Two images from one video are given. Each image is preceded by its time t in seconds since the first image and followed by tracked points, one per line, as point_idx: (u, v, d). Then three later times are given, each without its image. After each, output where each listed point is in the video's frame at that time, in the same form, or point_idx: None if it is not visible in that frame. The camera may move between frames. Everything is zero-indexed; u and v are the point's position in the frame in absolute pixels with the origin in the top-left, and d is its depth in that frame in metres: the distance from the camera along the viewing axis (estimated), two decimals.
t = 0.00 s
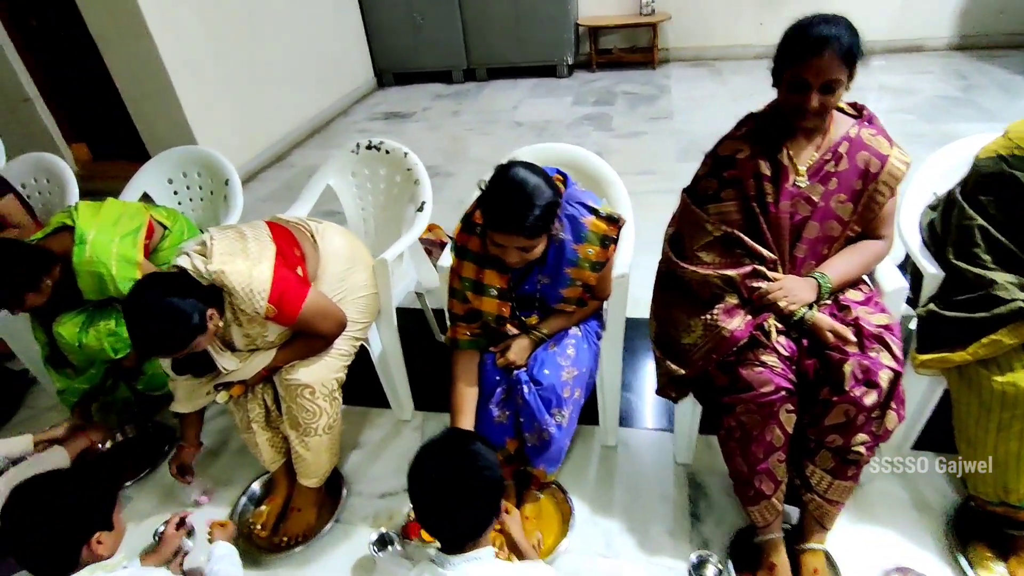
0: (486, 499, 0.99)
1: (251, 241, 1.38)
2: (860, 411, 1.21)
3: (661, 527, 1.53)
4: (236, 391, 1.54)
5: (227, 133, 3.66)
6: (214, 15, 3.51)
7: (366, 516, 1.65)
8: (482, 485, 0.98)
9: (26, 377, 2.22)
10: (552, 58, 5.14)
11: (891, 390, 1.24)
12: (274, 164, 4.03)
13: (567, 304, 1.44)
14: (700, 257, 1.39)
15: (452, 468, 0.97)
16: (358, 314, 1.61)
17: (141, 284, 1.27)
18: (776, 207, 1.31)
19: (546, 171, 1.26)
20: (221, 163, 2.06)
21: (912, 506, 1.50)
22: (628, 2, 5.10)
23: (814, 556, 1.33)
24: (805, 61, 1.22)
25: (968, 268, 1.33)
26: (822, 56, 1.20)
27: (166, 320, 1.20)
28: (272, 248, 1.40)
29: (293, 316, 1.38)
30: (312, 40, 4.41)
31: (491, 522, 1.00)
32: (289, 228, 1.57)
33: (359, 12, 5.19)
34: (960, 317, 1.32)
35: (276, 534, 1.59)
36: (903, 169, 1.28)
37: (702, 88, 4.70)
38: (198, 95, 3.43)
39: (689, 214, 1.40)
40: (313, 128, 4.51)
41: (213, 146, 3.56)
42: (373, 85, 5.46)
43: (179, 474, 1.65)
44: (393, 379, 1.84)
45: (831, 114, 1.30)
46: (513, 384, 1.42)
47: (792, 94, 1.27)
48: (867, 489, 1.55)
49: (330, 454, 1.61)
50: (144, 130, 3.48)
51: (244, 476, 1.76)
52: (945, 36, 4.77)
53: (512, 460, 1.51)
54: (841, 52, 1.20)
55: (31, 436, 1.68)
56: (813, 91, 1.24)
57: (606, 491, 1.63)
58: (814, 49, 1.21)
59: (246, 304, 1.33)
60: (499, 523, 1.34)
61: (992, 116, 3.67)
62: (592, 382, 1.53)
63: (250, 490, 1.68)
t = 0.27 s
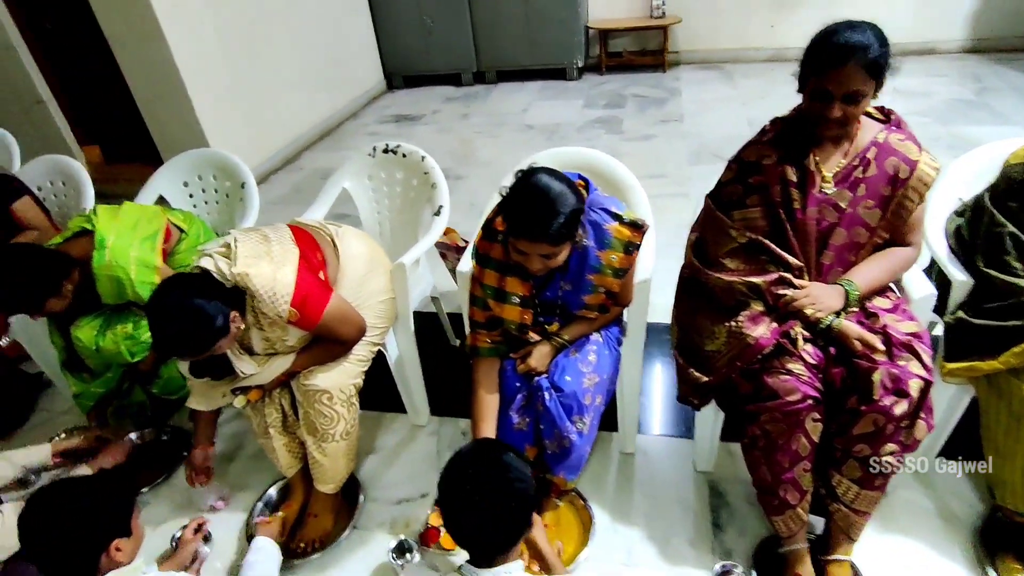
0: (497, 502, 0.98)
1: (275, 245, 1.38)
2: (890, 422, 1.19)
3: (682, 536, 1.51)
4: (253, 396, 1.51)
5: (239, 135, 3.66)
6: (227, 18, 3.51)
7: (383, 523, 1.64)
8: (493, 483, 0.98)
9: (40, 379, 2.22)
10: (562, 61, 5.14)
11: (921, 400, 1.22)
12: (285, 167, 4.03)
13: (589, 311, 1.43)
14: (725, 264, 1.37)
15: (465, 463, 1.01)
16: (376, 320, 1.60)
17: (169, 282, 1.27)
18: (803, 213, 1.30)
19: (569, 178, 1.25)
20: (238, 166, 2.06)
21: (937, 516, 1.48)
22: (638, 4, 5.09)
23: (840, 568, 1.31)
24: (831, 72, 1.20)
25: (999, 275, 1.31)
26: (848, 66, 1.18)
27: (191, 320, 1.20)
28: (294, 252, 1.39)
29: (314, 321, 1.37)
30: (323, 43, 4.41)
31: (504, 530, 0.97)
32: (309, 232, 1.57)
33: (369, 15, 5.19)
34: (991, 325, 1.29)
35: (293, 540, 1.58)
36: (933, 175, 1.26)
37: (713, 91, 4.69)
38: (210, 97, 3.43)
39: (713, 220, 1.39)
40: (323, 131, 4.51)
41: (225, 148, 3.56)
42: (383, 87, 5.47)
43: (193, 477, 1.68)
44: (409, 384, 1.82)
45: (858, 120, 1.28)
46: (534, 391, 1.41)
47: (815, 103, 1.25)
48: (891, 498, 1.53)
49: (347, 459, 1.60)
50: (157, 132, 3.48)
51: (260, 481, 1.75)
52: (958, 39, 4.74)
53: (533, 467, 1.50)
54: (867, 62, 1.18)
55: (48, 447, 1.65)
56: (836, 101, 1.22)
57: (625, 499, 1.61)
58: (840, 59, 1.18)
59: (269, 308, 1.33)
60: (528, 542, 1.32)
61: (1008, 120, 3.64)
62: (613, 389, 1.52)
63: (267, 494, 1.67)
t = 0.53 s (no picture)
0: (512, 506, 0.97)
1: (291, 246, 1.37)
2: (912, 430, 1.18)
3: (698, 543, 1.49)
4: (264, 400, 1.52)
5: (246, 137, 3.65)
6: (235, 19, 3.51)
7: (395, 528, 1.63)
8: (510, 486, 0.98)
9: (48, 381, 2.21)
10: (568, 63, 5.13)
11: (944, 408, 1.20)
12: (292, 168, 4.02)
13: (604, 316, 1.42)
14: (742, 270, 1.36)
15: (483, 465, 1.01)
16: (388, 324, 1.59)
17: (185, 280, 1.26)
18: (823, 218, 1.28)
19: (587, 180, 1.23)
20: (248, 168, 2.05)
21: (956, 524, 1.46)
22: (645, 6, 5.07)
23: None
24: (852, 77, 1.17)
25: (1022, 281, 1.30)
26: (869, 72, 1.16)
27: (207, 319, 1.19)
28: (310, 254, 1.39)
29: (328, 324, 1.36)
30: (330, 44, 4.41)
31: (519, 535, 0.96)
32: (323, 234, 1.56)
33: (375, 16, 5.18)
34: (1014, 331, 1.28)
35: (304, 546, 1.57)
36: (955, 179, 1.24)
37: (721, 93, 4.67)
38: (219, 99, 3.43)
39: (731, 225, 1.38)
40: (330, 132, 4.51)
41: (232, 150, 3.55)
42: (388, 89, 5.46)
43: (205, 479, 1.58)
44: (419, 388, 1.81)
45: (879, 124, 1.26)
46: (548, 396, 1.39)
47: (835, 107, 1.23)
48: (909, 505, 1.51)
49: (358, 465, 1.58)
50: (165, 133, 3.48)
51: (269, 485, 1.74)
52: (967, 42, 4.72)
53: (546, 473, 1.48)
54: (889, 67, 1.15)
55: (64, 457, 1.63)
56: (857, 106, 1.20)
57: (639, 505, 1.60)
58: (862, 64, 1.16)
59: (285, 309, 1.32)
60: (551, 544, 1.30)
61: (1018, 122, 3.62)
62: (627, 394, 1.51)
63: (277, 500, 1.65)
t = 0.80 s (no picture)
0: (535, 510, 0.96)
1: (309, 245, 1.37)
2: (938, 437, 1.16)
3: (716, 550, 1.47)
4: (275, 402, 1.50)
5: (252, 138, 3.64)
6: (241, 20, 3.50)
7: (408, 533, 1.61)
8: (534, 488, 0.97)
9: (55, 382, 2.19)
10: (574, 64, 5.11)
11: (970, 415, 1.18)
12: (298, 169, 4.00)
13: (621, 319, 1.40)
14: (762, 275, 1.34)
15: (509, 466, 1.01)
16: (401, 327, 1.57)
17: (203, 273, 1.23)
18: (845, 222, 1.26)
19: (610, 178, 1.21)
20: (258, 169, 2.03)
21: (978, 532, 1.44)
22: (651, 7, 5.06)
23: None
24: (878, 80, 1.15)
25: None
26: (895, 75, 1.13)
27: (226, 316, 1.17)
28: (327, 254, 1.38)
29: (344, 324, 1.35)
30: (336, 45, 4.39)
31: (534, 539, 0.94)
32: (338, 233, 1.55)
33: (380, 17, 5.17)
34: None
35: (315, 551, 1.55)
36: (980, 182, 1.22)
37: (728, 95, 4.65)
38: (225, 100, 3.41)
39: (749, 229, 1.37)
40: (335, 133, 4.50)
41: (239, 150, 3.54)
42: (393, 90, 5.45)
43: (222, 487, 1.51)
44: (431, 392, 1.79)
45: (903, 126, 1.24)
46: (565, 401, 1.37)
47: (859, 111, 1.20)
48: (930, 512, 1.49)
49: (368, 469, 1.56)
50: (171, 134, 3.46)
51: (280, 490, 1.72)
52: (975, 44, 4.70)
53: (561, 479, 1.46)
54: (915, 70, 1.13)
55: (77, 459, 1.59)
56: (882, 109, 1.17)
57: (655, 512, 1.58)
58: (888, 67, 1.13)
59: (302, 307, 1.31)
60: (570, 559, 1.30)
61: None
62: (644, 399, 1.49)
63: (287, 505, 1.63)
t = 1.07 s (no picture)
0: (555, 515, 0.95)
1: (331, 241, 1.37)
2: (961, 442, 1.14)
3: (731, 555, 1.46)
4: (287, 404, 1.48)
5: (257, 139, 3.63)
6: (246, 20, 3.49)
7: (419, 537, 1.59)
8: (554, 492, 0.96)
9: (62, 384, 2.18)
10: (579, 65, 5.10)
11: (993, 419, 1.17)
12: (302, 170, 3.99)
13: (638, 320, 1.38)
14: (782, 279, 1.33)
15: (532, 470, 1.01)
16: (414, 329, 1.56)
17: (221, 263, 1.21)
18: (865, 224, 1.24)
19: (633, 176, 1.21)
20: (266, 170, 2.02)
21: (996, 537, 1.43)
22: (656, 9, 5.05)
23: None
24: (899, 82, 1.13)
25: None
26: (918, 77, 1.12)
27: (246, 305, 1.15)
28: (349, 251, 1.37)
29: (362, 321, 1.34)
30: (340, 46, 4.38)
31: (551, 543, 0.93)
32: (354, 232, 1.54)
33: (384, 18, 5.16)
34: None
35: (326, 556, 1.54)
36: (1001, 184, 1.21)
37: (732, 96, 4.64)
38: (230, 100, 3.40)
39: (768, 232, 1.35)
40: (339, 134, 4.48)
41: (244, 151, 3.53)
42: (397, 91, 5.44)
43: (246, 496, 1.49)
44: (442, 395, 1.78)
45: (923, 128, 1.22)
46: (581, 404, 1.36)
47: (880, 114, 1.19)
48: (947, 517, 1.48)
49: (378, 474, 1.55)
50: (176, 135, 3.45)
51: (291, 494, 1.71)
52: (980, 45, 4.70)
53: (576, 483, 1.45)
54: (938, 73, 1.11)
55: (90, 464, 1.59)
56: (903, 113, 1.16)
57: (669, 516, 1.57)
58: (910, 69, 1.12)
59: (321, 302, 1.30)
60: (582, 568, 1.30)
61: None
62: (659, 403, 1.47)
63: (298, 508, 1.61)
